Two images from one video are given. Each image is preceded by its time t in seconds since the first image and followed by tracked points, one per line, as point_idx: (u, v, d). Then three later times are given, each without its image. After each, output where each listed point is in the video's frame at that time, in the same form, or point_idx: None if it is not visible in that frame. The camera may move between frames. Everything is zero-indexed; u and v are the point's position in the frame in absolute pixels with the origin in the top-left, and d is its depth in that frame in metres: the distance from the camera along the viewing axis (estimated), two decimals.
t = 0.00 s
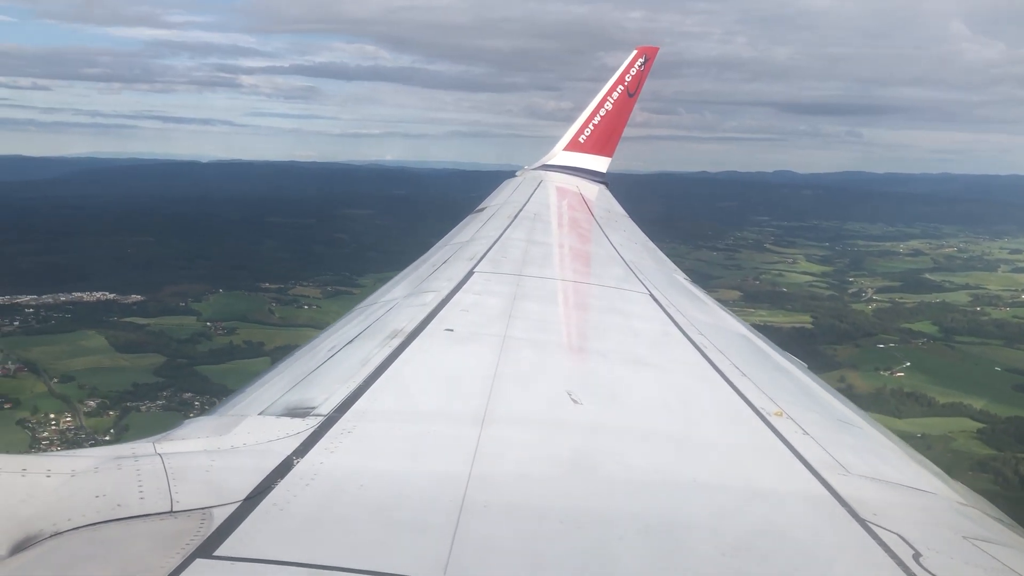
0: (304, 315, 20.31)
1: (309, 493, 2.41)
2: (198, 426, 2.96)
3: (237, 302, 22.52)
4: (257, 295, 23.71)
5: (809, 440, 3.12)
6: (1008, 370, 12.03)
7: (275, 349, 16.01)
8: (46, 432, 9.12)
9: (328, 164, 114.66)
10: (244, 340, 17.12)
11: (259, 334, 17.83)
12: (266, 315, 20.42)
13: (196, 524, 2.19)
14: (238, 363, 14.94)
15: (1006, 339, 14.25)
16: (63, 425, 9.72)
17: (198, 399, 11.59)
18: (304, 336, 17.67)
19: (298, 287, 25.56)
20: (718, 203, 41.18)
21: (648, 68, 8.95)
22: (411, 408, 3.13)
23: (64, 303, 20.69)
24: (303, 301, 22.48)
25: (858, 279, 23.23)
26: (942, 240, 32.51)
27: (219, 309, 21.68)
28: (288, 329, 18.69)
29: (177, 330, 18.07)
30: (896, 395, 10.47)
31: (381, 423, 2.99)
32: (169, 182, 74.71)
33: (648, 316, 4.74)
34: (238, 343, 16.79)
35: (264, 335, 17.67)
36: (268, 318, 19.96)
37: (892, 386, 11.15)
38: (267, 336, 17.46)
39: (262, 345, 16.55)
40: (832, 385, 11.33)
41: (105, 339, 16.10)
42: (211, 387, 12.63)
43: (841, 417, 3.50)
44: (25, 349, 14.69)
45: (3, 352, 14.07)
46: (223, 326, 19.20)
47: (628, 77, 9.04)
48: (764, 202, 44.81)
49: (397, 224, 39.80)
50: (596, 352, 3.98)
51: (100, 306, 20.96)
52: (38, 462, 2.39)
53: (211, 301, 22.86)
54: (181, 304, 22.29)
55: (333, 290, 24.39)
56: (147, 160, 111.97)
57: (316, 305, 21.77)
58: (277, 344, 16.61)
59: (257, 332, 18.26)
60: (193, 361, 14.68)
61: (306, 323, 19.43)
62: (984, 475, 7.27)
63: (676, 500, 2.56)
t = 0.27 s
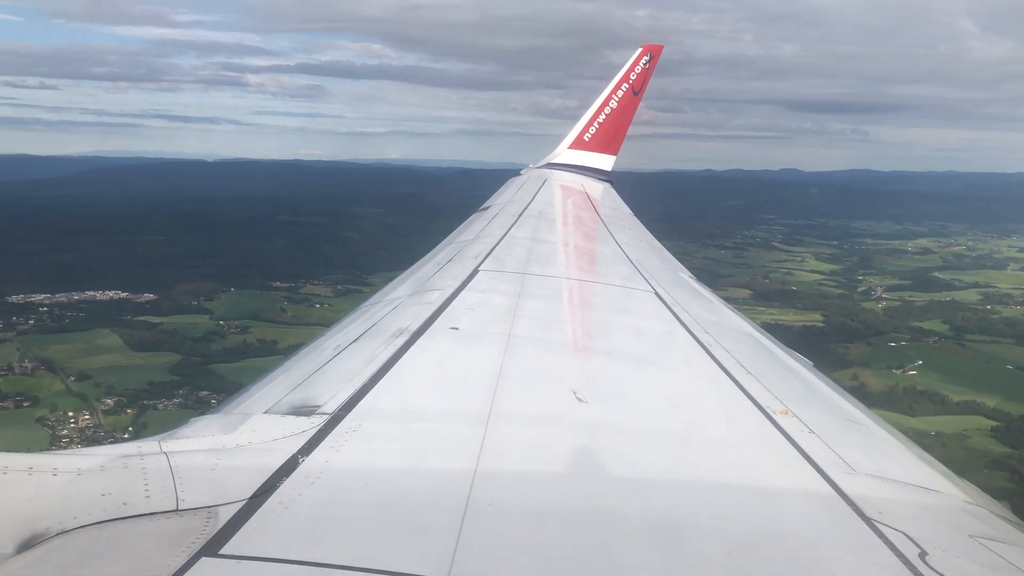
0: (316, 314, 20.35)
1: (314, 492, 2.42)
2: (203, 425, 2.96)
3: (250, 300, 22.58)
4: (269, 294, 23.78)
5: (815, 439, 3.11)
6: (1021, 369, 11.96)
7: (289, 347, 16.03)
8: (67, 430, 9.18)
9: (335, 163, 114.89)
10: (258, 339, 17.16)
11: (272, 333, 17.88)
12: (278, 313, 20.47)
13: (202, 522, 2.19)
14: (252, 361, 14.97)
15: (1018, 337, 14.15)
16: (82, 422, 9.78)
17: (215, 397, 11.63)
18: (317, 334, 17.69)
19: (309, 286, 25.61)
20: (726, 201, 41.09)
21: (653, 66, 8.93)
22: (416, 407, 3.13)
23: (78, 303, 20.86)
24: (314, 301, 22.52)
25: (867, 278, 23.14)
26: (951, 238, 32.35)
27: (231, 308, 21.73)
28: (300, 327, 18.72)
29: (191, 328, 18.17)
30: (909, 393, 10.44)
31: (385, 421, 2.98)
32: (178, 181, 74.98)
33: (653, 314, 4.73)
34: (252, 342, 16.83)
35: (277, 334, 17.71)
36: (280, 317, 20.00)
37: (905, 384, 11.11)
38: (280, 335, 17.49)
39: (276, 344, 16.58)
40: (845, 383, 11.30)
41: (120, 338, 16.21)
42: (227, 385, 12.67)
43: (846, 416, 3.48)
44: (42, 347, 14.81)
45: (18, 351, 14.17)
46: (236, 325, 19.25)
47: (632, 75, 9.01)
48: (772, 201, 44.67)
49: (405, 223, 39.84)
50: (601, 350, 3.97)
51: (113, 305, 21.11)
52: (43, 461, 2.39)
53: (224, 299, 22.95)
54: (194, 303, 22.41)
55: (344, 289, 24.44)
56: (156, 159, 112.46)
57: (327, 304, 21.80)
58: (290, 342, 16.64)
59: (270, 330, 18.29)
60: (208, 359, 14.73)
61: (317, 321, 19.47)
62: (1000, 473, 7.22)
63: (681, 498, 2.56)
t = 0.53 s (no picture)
0: (333, 311, 20.44)
1: (325, 489, 2.43)
2: (215, 422, 2.99)
3: (268, 298, 22.72)
4: (286, 292, 23.93)
5: (826, 437, 3.09)
6: None
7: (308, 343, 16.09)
8: (92, 426, 9.30)
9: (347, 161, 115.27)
10: (278, 336, 17.25)
11: (291, 330, 17.98)
12: (296, 311, 20.58)
13: (213, 519, 2.20)
14: (272, 358, 15.04)
15: None
16: (107, 419, 9.88)
17: (236, 393, 11.71)
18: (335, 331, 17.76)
19: (326, 284, 25.73)
20: (738, 199, 40.94)
21: (663, 63, 8.89)
22: (427, 404, 3.14)
23: (98, 301, 21.13)
24: (331, 299, 22.61)
25: (882, 276, 22.99)
26: (967, 236, 32.06)
27: (249, 305, 21.88)
28: (318, 324, 18.80)
29: (212, 326, 18.35)
30: (927, 392, 10.37)
31: (396, 418, 2.99)
32: (193, 180, 75.47)
33: (663, 312, 4.72)
34: (272, 339, 16.93)
35: (295, 331, 17.79)
36: (298, 314, 20.11)
37: (923, 383, 11.04)
38: (299, 332, 17.57)
39: (295, 341, 16.65)
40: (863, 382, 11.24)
41: (142, 336, 16.39)
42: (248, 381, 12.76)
43: (857, 414, 3.46)
44: (65, 345, 15.02)
45: (42, 348, 14.36)
46: (255, 322, 19.37)
47: (643, 72, 8.98)
48: (785, 199, 44.44)
49: (417, 222, 39.93)
50: (611, 348, 3.97)
51: (133, 303, 21.37)
52: (57, 457, 2.41)
53: (241, 297, 23.13)
54: (213, 300, 22.61)
55: (360, 287, 24.53)
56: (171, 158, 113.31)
57: (345, 302, 21.88)
58: (309, 339, 16.71)
59: (289, 328, 18.38)
60: (229, 356, 14.86)
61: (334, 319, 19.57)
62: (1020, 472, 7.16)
63: (690, 496, 2.55)
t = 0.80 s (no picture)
0: (356, 309, 20.53)
1: (341, 485, 2.44)
2: (231, 418, 3.00)
3: (291, 296, 22.87)
4: (308, 289, 24.09)
5: (842, 437, 3.06)
6: None
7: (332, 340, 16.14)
8: (123, 421, 9.42)
9: (365, 159, 115.78)
10: (304, 333, 17.36)
11: (315, 327, 18.08)
12: (319, 309, 20.71)
13: (229, 514, 2.22)
14: (297, 354, 15.12)
15: None
16: (138, 414, 10.00)
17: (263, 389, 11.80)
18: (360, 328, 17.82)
19: (348, 282, 25.85)
20: (756, 198, 40.66)
21: (680, 61, 8.84)
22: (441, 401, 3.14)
23: (125, 298, 21.44)
24: (354, 297, 22.70)
25: (903, 276, 22.74)
26: (990, 235, 31.61)
27: (272, 303, 22.03)
28: (341, 321, 18.88)
29: (238, 323, 18.56)
30: (952, 391, 10.21)
31: (411, 415, 3.00)
32: (214, 178, 76.18)
33: (679, 310, 4.69)
34: (297, 336, 17.04)
35: (319, 329, 17.89)
36: (321, 312, 20.22)
37: (948, 383, 10.90)
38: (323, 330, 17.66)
39: (319, 338, 16.73)
40: (886, 382, 11.10)
41: (169, 333, 16.60)
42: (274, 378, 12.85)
43: (874, 413, 3.43)
44: (94, 341, 15.26)
45: (72, 344, 14.58)
46: (280, 319, 19.50)
47: (659, 70, 8.93)
48: (804, 198, 44.08)
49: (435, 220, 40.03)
50: (627, 347, 3.95)
51: (159, 300, 21.67)
52: (76, 451, 2.44)
53: (265, 295, 23.32)
54: (237, 297, 22.84)
55: (382, 284, 24.63)
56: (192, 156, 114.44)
57: (367, 300, 21.97)
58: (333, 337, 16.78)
59: (313, 325, 18.48)
60: (255, 353, 14.97)
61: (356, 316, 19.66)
62: None
63: (705, 495, 2.53)
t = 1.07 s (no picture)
0: (380, 307, 20.60)
1: (359, 482, 2.44)
2: (249, 414, 3.02)
3: (316, 293, 23.03)
4: (333, 288, 24.23)
5: (862, 438, 3.02)
6: None
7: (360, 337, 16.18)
8: (156, 416, 9.53)
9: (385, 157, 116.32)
10: (330, 331, 17.46)
11: (340, 325, 18.18)
12: (344, 306, 20.81)
13: (248, 510, 2.23)
14: (324, 351, 15.20)
15: None
16: (170, 410, 10.11)
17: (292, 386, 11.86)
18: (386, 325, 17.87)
19: (372, 280, 25.97)
20: (777, 197, 40.32)
21: (700, 60, 8.78)
22: (458, 399, 3.14)
23: (153, 296, 21.72)
24: (378, 295, 22.79)
25: (928, 276, 22.44)
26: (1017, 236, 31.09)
27: (298, 300, 22.18)
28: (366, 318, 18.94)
29: (265, 320, 18.73)
30: (981, 393, 10.02)
31: (427, 413, 3.00)
32: (237, 176, 76.93)
33: (697, 310, 4.65)
34: (323, 333, 17.14)
35: (345, 326, 17.99)
36: (346, 309, 20.32)
37: (977, 384, 10.73)
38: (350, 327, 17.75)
39: (346, 335, 16.81)
40: (913, 383, 10.95)
41: (197, 330, 16.81)
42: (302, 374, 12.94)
43: (894, 415, 3.38)
44: (125, 337, 15.50)
45: (104, 340, 14.80)
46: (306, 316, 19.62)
47: (679, 68, 8.86)
48: (826, 197, 43.63)
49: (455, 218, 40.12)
50: (645, 346, 3.92)
51: (187, 297, 21.93)
52: (97, 446, 2.47)
53: (290, 292, 23.50)
54: (262, 294, 23.03)
55: (405, 283, 24.70)
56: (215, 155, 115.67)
57: (392, 298, 22.03)
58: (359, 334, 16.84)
59: (340, 323, 18.57)
60: (283, 350, 15.08)
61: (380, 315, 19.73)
62: None
63: (722, 495, 2.51)
